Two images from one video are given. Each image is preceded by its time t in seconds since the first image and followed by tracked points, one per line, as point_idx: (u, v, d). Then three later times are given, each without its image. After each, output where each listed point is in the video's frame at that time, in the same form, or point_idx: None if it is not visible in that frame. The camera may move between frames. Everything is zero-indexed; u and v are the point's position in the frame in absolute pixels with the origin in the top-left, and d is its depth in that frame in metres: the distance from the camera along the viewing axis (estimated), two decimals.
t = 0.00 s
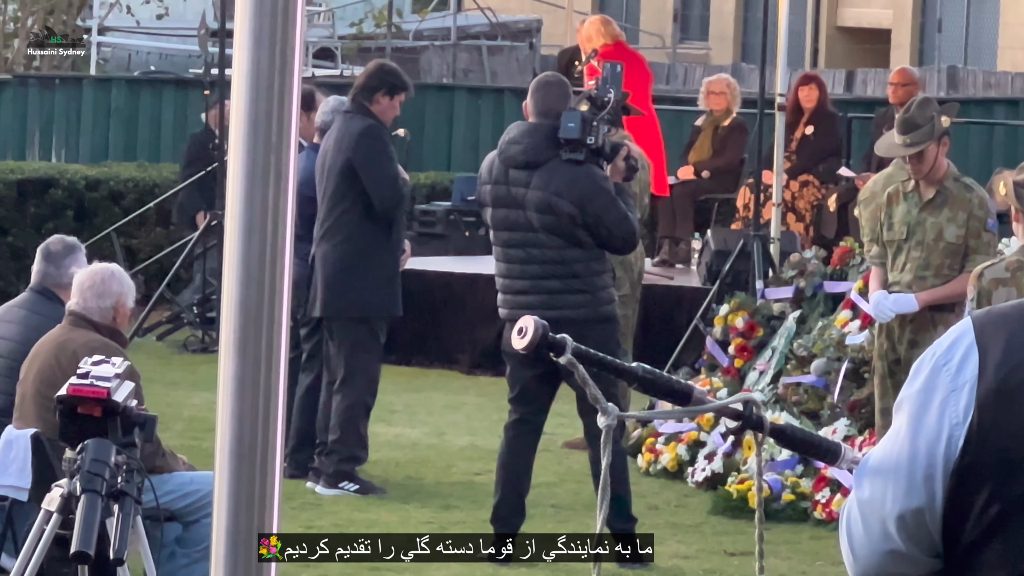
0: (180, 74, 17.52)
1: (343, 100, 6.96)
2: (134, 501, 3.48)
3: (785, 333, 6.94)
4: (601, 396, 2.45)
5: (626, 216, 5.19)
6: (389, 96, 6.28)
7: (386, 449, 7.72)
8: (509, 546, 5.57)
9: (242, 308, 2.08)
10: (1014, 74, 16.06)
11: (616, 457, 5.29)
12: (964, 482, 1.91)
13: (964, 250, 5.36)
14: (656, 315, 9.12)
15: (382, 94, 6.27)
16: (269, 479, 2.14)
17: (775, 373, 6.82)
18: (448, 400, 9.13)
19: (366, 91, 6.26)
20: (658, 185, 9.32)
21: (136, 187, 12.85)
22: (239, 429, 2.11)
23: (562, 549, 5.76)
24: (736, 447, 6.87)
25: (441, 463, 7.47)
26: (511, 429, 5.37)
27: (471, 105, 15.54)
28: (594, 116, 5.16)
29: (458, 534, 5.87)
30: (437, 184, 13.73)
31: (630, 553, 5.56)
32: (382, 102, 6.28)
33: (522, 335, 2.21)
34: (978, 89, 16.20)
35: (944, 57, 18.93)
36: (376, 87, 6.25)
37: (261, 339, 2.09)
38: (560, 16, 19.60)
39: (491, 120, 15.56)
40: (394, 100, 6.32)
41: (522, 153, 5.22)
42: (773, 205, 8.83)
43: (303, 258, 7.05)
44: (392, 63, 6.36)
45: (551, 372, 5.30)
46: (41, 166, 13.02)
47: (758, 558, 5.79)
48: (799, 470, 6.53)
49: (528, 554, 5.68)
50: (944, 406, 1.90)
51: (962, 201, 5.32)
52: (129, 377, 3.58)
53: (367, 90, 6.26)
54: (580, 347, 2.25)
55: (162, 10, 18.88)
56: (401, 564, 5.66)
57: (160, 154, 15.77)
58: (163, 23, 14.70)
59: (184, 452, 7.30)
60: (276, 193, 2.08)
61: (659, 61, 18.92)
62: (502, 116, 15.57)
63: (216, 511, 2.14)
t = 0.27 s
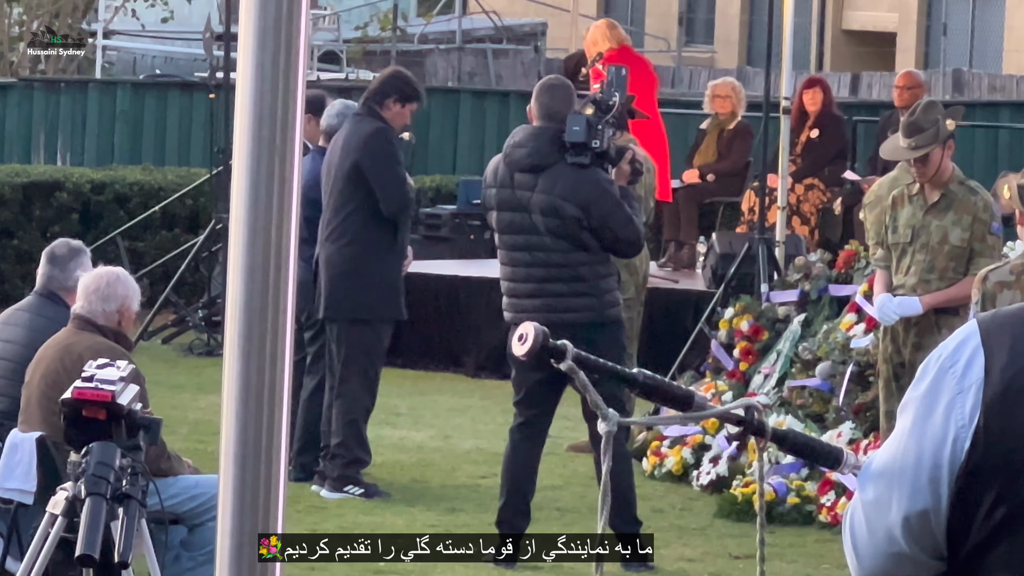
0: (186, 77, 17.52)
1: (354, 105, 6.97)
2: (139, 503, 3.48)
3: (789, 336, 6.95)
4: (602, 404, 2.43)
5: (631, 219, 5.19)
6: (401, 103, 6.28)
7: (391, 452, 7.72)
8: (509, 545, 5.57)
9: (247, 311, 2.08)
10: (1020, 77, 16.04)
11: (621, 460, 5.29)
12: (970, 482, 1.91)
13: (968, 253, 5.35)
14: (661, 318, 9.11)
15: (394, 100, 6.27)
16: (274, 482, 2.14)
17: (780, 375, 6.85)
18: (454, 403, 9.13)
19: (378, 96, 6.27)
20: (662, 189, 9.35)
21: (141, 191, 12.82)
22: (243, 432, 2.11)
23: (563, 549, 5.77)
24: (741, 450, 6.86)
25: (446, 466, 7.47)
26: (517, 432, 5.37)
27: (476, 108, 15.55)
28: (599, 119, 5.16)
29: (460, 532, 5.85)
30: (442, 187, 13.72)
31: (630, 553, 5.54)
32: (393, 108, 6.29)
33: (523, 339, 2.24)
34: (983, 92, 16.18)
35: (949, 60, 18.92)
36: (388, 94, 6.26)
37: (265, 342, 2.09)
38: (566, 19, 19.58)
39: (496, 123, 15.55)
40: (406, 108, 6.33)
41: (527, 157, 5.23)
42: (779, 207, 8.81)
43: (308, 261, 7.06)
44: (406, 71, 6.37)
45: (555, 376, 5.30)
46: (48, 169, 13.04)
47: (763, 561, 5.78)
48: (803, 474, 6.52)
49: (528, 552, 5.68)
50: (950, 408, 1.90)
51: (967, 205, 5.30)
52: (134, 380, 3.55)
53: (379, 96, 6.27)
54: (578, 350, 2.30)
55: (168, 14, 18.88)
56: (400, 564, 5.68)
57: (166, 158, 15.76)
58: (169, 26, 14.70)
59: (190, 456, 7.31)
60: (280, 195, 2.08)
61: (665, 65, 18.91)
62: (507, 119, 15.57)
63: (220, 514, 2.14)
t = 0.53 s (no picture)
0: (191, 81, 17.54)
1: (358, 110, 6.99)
2: (144, 506, 3.49)
3: (795, 339, 6.96)
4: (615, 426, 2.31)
5: (636, 223, 5.19)
6: (408, 109, 6.29)
7: (396, 456, 7.72)
8: (510, 546, 5.53)
9: (252, 314, 2.08)
10: None
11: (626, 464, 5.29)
12: (980, 486, 1.91)
13: (973, 257, 5.35)
14: (666, 322, 9.11)
15: (402, 106, 6.28)
16: (280, 484, 2.14)
17: (784, 379, 6.87)
18: (458, 407, 9.13)
19: (385, 102, 6.27)
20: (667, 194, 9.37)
21: (146, 195, 12.83)
22: (248, 434, 2.11)
23: (561, 550, 5.78)
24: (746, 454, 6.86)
25: (451, 470, 7.47)
26: (522, 436, 5.37)
27: (480, 113, 15.57)
28: (604, 123, 5.17)
29: (459, 534, 5.95)
30: (447, 191, 13.73)
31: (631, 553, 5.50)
32: (400, 113, 6.29)
33: (537, 369, 2.15)
34: (988, 95, 16.18)
35: (953, 64, 18.94)
36: (396, 99, 6.27)
37: (271, 345, 2.09)
38: (570, 23, 19.60)
39: (501, 127, 15.57)
40: (413, 114, 6.34)
41: (532, 161, 5.24)
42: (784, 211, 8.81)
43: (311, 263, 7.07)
44: (415, 77, 6.37)
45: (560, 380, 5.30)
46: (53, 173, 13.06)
47: (767, 565, 5.78)
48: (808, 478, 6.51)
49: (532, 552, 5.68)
50: (958, 412, 1.90)
51: (972, 208, 5.31)
52: (140, 384, 3.55)
53: (387, 101, 6.27)
54: (592, 378, 2.21)
55: (173, 17, 18.90)
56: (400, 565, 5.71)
57: (170, 162, 15.75)
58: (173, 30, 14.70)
59: (195, 460, 7.32)
60: (286, 199, 2.08)
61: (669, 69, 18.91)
62: (512, 123, 15.59)
63: (227, 516, 2.15)
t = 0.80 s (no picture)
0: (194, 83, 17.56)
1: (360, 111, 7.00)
2: (150, 509, 3.53)
3: (798, 342, 6.96)
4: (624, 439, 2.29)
5: (640, 225, 5.19)
6: (411, 110, 6.29)
7: (400, 458, 7.73)
8: (512, 546, 5.53)
9: (257, 316, 2.08)
10: None
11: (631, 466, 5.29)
12: (987, 489, 1.91)
13: (977, 258, 5.34)
14: (670, 324, 9.11)
15: (405, 107, 6.28)
16: (286, 486, 2.14)
17: (788, 381, 6.86)
18: (462, 409, 9.13)
19: (388, 104, 6.27)
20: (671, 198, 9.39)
21: (149, 197, 12.84)
22: (254, 437, 2.11)
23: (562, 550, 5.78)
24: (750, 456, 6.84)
25: (455, 472, 7.47)
26: (526, 437, 5.37)
27: (484, 115, 15.59)
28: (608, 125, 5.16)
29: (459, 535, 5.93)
30: (450, 193, 13.74)
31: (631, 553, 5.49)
32: (403, 115, 6.29)
33: (545, 383, 2.13)
34: (991, 97, 16.17)
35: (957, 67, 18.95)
36: (398, 101, 6.27)
37: (278, 347, 2.09)
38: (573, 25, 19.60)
39: (504, 129, 15.57)
40: (416, 116, 6.34)
41: (536, 163, 5.22)
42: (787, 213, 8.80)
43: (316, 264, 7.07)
44: (418, 79, 6.37)
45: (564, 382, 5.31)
46: (57, 175, 13.07)
47: (771, 567, 5.78)
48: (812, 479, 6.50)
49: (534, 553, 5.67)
50: (966, 415, 1.89)
51: (976, 210, 5.31)
52: (145, 386, 3.55)
53: (390, 102, 6.27)
54: (600, 392, 2.19)
55: (177, 19, 18.91)
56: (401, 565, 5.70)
57: (173, 164, 15.76)
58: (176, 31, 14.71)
59: (198, 462, 7.32)
60: (291, 201, 2.09)
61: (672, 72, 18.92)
62: (515, 126, 15.59)
63: (232, 518, 2.15)
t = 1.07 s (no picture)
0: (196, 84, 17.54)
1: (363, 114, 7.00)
2: (154, 511, 3.54)
3: (801, 343, 6.96)
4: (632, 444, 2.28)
5: (642, 227, 5.18)
6: (415, 113, 6.29)
7: (403, 460, 7.72)
8: (513, 546, 5.53)
9: (261, 316, 2.08)
10: None
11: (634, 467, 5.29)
12: (993, 489, 1.91)
13: (980, 259, 5.35)
14: (673, 325, 9.11)
15: (410, 111, 6.29)
16: (288, 486, 2.14)
17: (791, 383, 6.86)
18: (465, 411, 9.13)
19: (394, 106, 6.28)
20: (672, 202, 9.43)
21: (151, 199, 12.84)
22: (258, 437, 2.11)
23: (561, 550, 5.78)
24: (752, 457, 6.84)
25: (458, 473, 7.47)
26: (528, 439, 5.37)
27: (486, 116, 15.58)
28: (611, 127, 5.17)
29: (458, 534, 5.93)
30: (452, 194, 13.73)
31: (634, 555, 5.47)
32: (408, 117, 6.29)
33: (552, 388, 2.11)
34: (993, 98, 16.16)
35: (959, 68, 18.94)
36: (403, 104, 6.27)
37: (281, 347, 2.09)
38: (575, 26, 19.58)
39: (506, 130, 15.56)
40: (421, 119, 6.34)
41: (538, 165, 5.21)
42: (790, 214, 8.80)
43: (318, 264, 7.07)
44: (423, 82, 6.38)
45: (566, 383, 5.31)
46: (59, 177, 13.06)
47: (774, 568, 5.78)
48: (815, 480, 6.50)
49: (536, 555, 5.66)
50: (971, 417, 1.89)
51: (978, 211, 5.31)
52: (149, 387, 3.55)
53: (395, 105, 6.27)
54: (607, 397, 2.18)
55: (179, 20, 18.90)
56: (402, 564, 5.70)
57: (175, 166, 15.76)
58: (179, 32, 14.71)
59: (201, 463, 7.32)
60: (294, 202, 2.08)
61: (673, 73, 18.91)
62: (517, 127, 15.58)
63: (236, 518, 2.14)
